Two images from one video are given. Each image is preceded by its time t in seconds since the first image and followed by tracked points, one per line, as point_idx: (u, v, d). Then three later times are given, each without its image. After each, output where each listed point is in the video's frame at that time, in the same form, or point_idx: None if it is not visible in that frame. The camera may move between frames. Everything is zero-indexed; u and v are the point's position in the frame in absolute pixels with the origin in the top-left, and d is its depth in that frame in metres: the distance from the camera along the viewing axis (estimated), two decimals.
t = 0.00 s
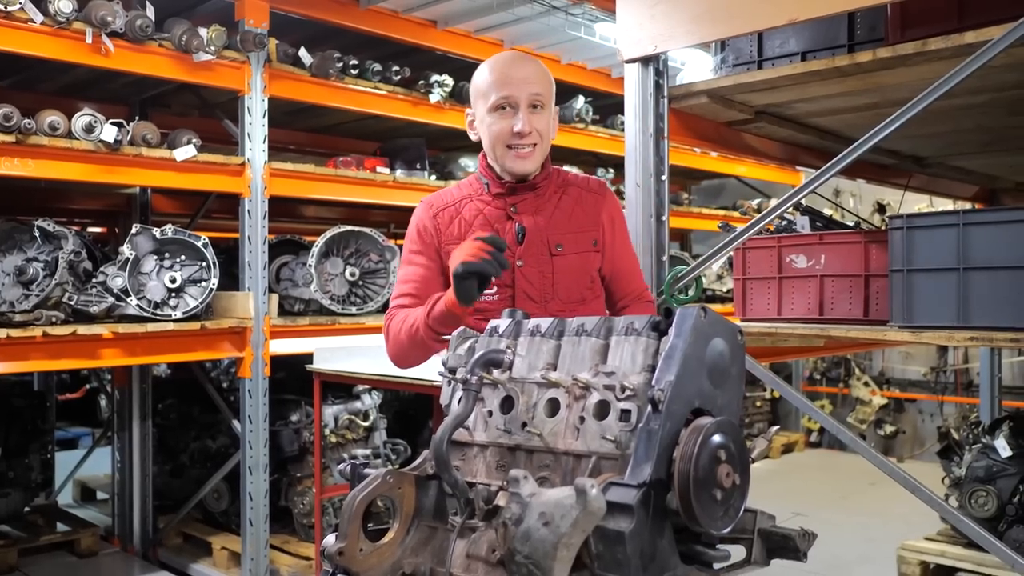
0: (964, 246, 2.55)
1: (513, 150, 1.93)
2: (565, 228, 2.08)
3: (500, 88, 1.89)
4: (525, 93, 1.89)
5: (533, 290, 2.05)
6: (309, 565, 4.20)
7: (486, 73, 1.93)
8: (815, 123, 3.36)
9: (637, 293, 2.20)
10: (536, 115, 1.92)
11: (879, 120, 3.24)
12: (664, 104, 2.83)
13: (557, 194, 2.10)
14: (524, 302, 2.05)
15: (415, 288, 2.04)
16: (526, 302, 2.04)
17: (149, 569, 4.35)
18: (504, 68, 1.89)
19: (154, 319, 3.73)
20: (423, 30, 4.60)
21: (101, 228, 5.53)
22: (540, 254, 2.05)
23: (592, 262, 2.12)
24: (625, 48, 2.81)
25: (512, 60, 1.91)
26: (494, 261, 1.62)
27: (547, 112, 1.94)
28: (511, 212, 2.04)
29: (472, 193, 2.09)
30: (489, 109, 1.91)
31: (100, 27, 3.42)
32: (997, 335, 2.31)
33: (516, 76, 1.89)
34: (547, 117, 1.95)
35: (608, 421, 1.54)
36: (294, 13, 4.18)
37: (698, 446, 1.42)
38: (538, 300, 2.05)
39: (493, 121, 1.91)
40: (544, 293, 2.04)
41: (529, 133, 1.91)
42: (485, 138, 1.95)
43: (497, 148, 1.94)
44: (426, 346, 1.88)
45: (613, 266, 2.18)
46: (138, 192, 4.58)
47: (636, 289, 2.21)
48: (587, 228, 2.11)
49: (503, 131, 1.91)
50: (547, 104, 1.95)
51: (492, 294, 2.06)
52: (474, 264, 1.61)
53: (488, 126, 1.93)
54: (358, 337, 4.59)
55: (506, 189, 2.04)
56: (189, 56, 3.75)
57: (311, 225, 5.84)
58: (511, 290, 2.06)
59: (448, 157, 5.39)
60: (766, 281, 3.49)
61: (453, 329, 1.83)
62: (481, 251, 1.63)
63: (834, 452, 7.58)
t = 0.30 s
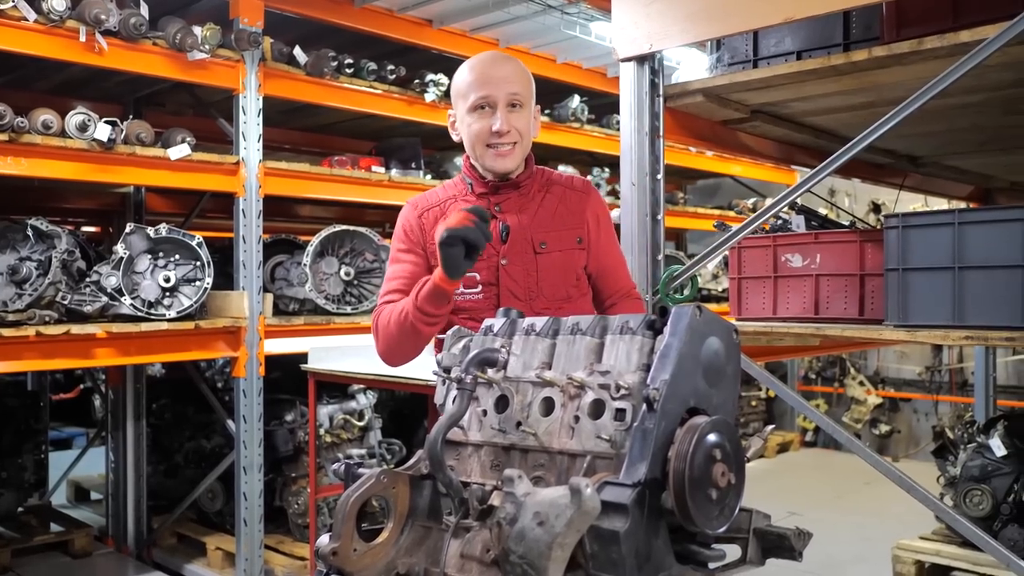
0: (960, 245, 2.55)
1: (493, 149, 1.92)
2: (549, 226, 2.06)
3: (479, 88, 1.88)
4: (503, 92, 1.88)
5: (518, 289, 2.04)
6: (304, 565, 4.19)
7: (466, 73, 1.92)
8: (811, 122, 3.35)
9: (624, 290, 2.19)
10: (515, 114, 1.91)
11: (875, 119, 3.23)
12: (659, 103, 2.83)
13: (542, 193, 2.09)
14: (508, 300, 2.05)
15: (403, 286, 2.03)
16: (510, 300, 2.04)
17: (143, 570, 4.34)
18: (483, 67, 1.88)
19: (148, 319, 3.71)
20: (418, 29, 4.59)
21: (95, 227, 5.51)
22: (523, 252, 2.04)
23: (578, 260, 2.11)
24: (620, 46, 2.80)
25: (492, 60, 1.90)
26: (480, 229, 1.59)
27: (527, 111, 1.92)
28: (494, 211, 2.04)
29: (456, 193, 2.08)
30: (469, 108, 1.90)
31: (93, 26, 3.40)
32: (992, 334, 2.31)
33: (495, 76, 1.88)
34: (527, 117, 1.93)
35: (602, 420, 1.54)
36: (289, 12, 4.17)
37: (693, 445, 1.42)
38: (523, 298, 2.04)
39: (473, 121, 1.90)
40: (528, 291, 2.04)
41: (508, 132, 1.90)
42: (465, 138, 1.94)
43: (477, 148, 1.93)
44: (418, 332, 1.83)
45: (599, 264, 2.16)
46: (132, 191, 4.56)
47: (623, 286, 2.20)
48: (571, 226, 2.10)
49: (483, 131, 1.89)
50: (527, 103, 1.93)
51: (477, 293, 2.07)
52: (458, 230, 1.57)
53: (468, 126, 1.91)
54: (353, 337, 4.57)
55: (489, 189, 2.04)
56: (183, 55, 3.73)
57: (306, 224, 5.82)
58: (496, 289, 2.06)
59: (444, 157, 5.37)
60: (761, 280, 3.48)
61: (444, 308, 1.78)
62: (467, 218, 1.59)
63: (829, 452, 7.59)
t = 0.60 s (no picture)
0: (954, 245, 2.55)
1: (490, 145, 1.89)
2: (549, 223, 2.03)
3: (475, 84, 1.85)
4: (499, 88, 1.85)
5: (516, 286, 2.03)
6: (299, 565, 4.19)
7: (463, 69, 1.89)
8: (807, 121, 3.36)
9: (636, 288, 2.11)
10: (512, 110, 1.87)
11: (870, 119, 3.24)
12: (655, 102, 2.82)
13: (545, 189, 2.06)
14: (506, 298, 2.04)
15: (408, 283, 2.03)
16: (508, 298, 2.03)
17: (137, 570, 4.33)
18: (479, 63, 1.85)
19: (142, 318, 3.70)
20: (413, 28, 4.58)
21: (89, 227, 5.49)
22: (521, 250, 2.02)
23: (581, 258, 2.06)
24: (616, 45, 2.79)
25: (489, 56, 1.88)
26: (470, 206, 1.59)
27: (524, 107, 1.88)
28: (494, 208, 2.03)
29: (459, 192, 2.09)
30: (466, 105, 1.88)
31: (87, 24, 3.38)
32: (987, 333, 2.31)
33: (491, 72, 1.85)
34: (524, 112, 1.89)
35: (597, 419, 1.53)
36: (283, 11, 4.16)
37: (688, 445, 1.41)
38: (519, 296, 2.03)
39: (470, 117, 1.88)
40: (525, 289, 2.02)
41: (504, 128, 1.87)
42: (464, 134, 1.93)
43: (475, 144, 1.90)
44: (415, 320, 1.82)
45: (607, 261, 2.10)
46: (126, 189, 4.57)
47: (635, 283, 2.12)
48: (573, 223, 2.05)
49: (479, 127, 1.87)
50: (525, 99, 1.89)
51: (474, 291, 2.07)
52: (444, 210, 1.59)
53: (466, 123, 1.90)
54: (347, 337, 4.56)
55: (489, 185, 2.03)
56: (177, 54, 3.71)
57: (301, 224, 5.81)
58: (493, 287, 2.05)
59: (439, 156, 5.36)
60: (756, 280, 3.49)
61: (440, 294, 1.78)
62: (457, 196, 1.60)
63: (825, 451, 7.60)
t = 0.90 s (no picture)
0: (950, 244, 2.56)
1: (518, 140, 1.90)
2: (576, 222, 1.99)
3: (505, 78, 1.87)
4: (529, 82, 1.86)
5: (538, 284, 2.00)
6: (295, 565, 4.18)
7: (496, 63, 1.91)
8: (802, 121, 3.36)
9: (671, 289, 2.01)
10: (542, 105, 1.88)
11: (865, 119, 3.24)
12: (650, 102, 2.82)
13: (575, 187, 2.02)
14: (528, 297, 2.01)
15: (430, 278, 2.11)
16: (530, 297, 2.01)
17: (132, 570, 4.32)
18: (511, 57, 1.86)
19: (138, 318, 3.69)
20: (409, 28, 4.58)
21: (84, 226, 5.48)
22: (545, 247, 2.00)
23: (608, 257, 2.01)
24: (611, 45, 2.79)
25: (522, 49, 1.88)
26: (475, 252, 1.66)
27: (555, 102, 1.89)
28: (521, 205, 2.02)
29: (490, 187, 2.10)
30: (496, 99, 1.90)
31: (82, 23, 3.37)
32: (982, 333, 2.31)
33: (522, 65, 1.86)
34: (555, 107, 1.89)
35: (592, 418, 1.53)
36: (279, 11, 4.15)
37: (684, 444, 1.41)
38: (541, 295, 2.00)
39: (500, 111, 1.90)
40: (547, 288, 1.99)
41: (533, 122, 1.87)
42: (494, 129, 1.94)
43: (504, 139, 1.92)
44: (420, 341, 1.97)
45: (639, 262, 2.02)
46: (122, 188, 4.57)
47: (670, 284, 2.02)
48: (601, 222, 2.01)
49: (508, 121, 1.88)
50: (556, 94, 1.89)
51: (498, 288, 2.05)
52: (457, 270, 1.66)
53: (496, 117, 1.91)
54: (343, 336, 4.55)
55: (517, 182, 2.02)
56: (173, 53, 3.71)
57: (297, 223, 5.81)
58: (516, 285, 2.03)
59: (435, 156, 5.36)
60: (752, 279, 3.49)
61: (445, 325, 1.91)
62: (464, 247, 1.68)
63: (820, 451, 7.61)
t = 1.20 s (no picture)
0: (947, 244, 2.56)
1: (554, 142, 1.88)
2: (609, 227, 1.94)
3: (543, 77, 1.86)
4: (568, 82, 1.85)
5: (569, 289, 1.95)
6: (292, 565, 4.18)
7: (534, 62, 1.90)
8: (800, 121, 3.37)
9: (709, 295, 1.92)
10: (579, 107, 1.86)
11: (863, 119, 3.25)
12: (648, 102, 2.81)
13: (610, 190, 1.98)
14: (558, 303, 1.96)
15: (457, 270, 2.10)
16: (559, 303, 1.96)
17: (130, 570, 4.32)
18: (551, 56, 1.85)
19: (135, 318, 3.69)
20: (407, 28, 4.58)
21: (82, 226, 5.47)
22: (577, 252, 1.95)
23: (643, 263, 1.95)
24: (609, 45, 2.79)
25: (562, 49, 1.87)
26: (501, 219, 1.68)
27: (593, 104, 1.87)
28: (554, 207, 1.99)
29: (525, 187, 2.07)
30: (534, 98, 1.88)
31: (79, 23, 3.37)
32: (979, 333, 2.31)
33: (561, 66, 1.85)
34: (593, 110, 1.88)
35: (590, 418, 1.53)
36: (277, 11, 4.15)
37: (682, 444, 1.41)
38: (572, 301, 1.95)
39: (538, 111, 1.88)
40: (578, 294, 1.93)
41: (570, 124, 1.86)
42: (531, 129, 1.93)
43: (540, 140, 1.90)
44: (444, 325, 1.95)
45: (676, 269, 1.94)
46: (120, 189, 4.57)
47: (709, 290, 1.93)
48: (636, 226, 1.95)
49: (545, 121, 1.87)
50: (595, 97, 1.88)
51: (528, 292, 2.00)
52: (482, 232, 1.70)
53: (533, 117, 1.90)
54: (340, 337, 4.55)
55: (551, 183, 1.98)
56: (171, 53, 3.70)
57: (295, 223, 5.81)
58: (546, 290, 1.98)
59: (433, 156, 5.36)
60: (750, 279, 3.50)
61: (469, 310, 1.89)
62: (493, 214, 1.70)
63: (818, 451, 7.62)
